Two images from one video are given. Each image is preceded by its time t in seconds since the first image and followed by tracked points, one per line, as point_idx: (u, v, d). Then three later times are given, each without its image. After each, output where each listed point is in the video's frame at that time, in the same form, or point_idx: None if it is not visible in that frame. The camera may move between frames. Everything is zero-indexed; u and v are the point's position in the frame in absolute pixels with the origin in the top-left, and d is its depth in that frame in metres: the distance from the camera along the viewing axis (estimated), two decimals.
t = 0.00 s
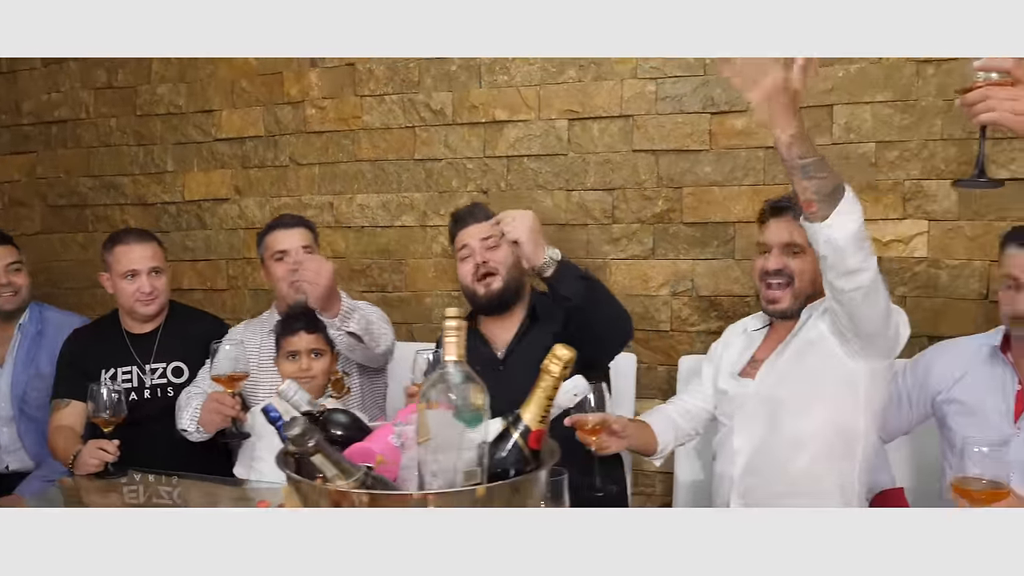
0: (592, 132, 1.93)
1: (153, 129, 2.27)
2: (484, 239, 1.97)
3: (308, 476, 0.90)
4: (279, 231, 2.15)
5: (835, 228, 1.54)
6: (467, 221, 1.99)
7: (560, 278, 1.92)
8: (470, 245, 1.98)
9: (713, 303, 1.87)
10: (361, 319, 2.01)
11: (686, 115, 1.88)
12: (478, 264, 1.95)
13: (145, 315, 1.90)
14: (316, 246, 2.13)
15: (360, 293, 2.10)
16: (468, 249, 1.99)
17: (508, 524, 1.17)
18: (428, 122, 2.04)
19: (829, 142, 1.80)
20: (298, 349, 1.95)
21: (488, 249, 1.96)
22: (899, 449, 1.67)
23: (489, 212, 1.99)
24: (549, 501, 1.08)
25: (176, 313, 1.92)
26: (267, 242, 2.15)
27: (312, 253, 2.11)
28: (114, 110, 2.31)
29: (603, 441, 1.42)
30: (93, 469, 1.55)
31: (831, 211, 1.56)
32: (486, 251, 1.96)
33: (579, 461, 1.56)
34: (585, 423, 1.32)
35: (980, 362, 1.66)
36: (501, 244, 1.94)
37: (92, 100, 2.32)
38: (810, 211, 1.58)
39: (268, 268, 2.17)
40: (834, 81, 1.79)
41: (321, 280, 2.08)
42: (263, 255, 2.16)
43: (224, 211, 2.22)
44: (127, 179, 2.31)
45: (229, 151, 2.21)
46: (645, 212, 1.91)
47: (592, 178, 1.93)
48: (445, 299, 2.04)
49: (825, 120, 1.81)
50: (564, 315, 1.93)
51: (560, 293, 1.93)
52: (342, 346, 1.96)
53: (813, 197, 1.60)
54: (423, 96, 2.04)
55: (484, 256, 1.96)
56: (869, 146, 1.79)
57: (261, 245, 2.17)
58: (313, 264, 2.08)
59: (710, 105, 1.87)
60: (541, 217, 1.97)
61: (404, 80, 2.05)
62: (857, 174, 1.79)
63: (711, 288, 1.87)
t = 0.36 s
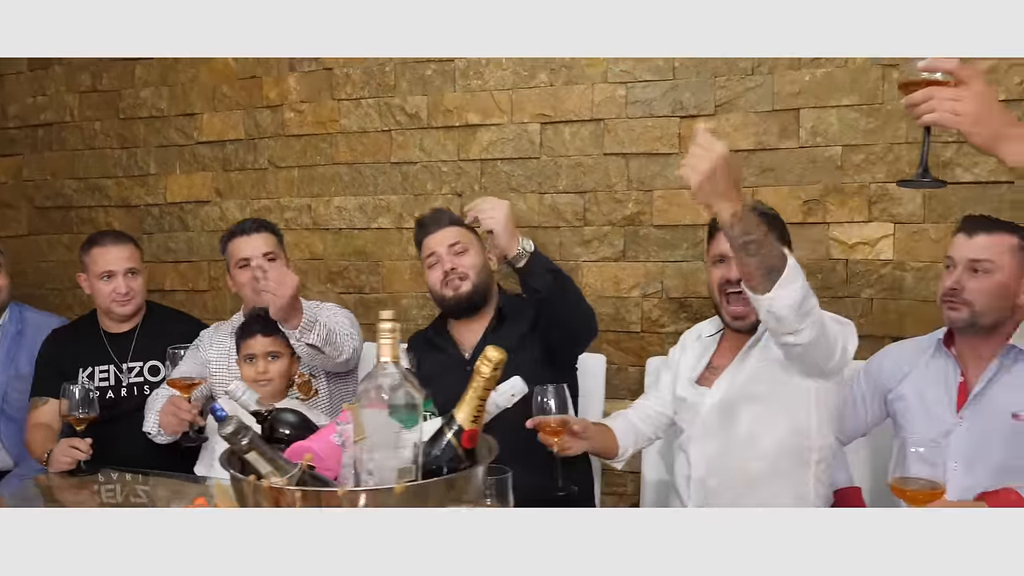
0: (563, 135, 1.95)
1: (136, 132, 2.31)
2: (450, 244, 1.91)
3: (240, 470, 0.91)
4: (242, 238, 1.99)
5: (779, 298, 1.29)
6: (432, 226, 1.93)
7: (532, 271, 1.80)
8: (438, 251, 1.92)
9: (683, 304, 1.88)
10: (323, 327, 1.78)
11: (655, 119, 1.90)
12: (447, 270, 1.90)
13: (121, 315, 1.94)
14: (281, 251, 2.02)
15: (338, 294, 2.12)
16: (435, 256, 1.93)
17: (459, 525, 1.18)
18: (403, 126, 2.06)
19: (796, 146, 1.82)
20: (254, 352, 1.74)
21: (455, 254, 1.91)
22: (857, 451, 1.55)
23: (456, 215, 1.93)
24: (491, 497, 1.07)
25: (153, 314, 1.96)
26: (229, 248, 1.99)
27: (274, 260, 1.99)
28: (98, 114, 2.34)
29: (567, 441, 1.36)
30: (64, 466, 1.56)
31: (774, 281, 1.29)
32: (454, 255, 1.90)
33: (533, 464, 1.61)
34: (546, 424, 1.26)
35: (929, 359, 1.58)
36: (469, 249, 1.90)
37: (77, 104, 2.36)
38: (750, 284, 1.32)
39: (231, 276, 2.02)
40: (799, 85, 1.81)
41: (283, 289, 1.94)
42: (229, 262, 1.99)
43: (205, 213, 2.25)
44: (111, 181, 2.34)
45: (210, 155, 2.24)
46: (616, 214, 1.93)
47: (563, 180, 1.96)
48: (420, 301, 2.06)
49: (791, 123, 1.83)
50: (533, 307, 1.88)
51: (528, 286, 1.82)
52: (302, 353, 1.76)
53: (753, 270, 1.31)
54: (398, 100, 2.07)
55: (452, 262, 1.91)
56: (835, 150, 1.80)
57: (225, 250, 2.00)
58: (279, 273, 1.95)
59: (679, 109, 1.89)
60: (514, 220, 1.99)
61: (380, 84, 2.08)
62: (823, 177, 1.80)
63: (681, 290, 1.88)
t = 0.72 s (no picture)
0: (550, 140, 1.99)
1: (135, 137, 2.36)
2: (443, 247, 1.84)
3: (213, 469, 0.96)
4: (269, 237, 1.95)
5: (757, 309, 1.26)
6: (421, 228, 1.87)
7: (553, 258, 1.70)
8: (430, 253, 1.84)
9: (667, 306, 1.91)
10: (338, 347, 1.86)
11: (640, 123, 1.93)
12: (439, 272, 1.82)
13: (117, 316, 1.97)
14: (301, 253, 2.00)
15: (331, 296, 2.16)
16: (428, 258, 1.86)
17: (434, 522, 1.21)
18: (394, 131, 2.10)
19: (777, 150, 1.85)
20: (249, 357, 1.66)
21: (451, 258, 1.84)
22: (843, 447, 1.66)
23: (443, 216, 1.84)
24: (460, 494, 1.09)
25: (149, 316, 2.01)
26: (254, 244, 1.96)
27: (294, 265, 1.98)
28: (98, 119, 2.39)
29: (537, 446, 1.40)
30: (60, 464, 1.60)
31: (750, 292, 1.26)
32: (447, 259, 1.84)
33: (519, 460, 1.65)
34: (517, 428, 1.30)
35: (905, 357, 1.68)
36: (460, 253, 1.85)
37: (77, 108, 2.41)
38: (726, 298, 1.28)
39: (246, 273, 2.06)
40: (780, 90, 1.84)
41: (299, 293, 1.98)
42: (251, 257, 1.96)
43: (202, 217, 2.29)
44: (111, 185, 2.39)
45: (207, 159, 2.29)
46: (601, 217, 1.96)
47: (550, 184, 1.99)
48: (410, 302, 2.10)
49: (773, 128, 1.85)
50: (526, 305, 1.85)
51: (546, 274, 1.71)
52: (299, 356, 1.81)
53: (729, 285, 1.26)
54: (390, 105, 2.11)
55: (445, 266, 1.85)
56: (816, 154, 1.82)
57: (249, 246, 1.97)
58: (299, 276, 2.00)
59: (663, 114, 1.91)
60: (503, 223, 2.03)
61: (371, 90, 2.12)
62: (804, 181, 1.83)
63: (665, 292, 1.91)
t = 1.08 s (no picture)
0: (551, 146, 2.02)
1: (149, 143, 2.42)
2: (462, 248, 1.86)
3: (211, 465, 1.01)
4: (311, 243, 2.01)
5: (751, 301, 1.23)
6: (442, 229, 1.88)
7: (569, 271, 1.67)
8: (447, 253, 1.87)
9: (666, 310, 1.94)
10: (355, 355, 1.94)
11: (640, 130, 1.96)
12: (455, 274, 1.85)
13: (129, 319, 2.02)
14: (339, 264, 2.05)
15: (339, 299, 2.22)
16: (447, 256, 1.87)
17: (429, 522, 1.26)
18: (400, 137, 2.15)
19: (774, 156, 1.87)
20: (269, 357, 1.80)
21: (466, 260, 1.86)
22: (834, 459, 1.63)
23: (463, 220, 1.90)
24: (450, 493, 1.13)
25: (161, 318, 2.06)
26: (296, 246, 2.02)
27: (332, 274, 2.02)
28: (113, 125, 2.45)
29: (529, 445, 1.44)
30: (73, 461, 1.65)
31: (747, 283, 1.22)
32: (464, 260, 1.85)
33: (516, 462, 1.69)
34: (509, 429, 1.33)
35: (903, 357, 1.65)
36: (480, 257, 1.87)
37: (94, 115, 2.47)
38: (720, 287, 1.24)
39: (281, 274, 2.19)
40: (777, 97, 1.85)
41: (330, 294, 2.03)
42: (291, 259, 2.02)
43: (213, 221, 2.35)
44: (126, 190, 2.45)
45: (219, 165, 2.34)
46: (600, 223, 1.99)
47: (552, 190, 2.03)
48: (415, 306, 2.15)
49: (770, 134, 1.87)
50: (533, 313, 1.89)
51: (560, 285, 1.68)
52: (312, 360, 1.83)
53: (723, 273, 1.22)
54: (395, 112, 2.15)
55: (462, 267, 1.85)
56: (812, 160, 1.84)
57: (292, 248, 2.03)
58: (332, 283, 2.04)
59: (663, 121, 1.94)
60: (505, 228, 2.06)
61: (378, 97, 2.16)
62: (800, 187, 1.85)
63: (663, 296, 1.94)
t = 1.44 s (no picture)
0: (560, 151, 2.05)
1: (169, 148, 2.47)
2: (474, 251, 1.89)
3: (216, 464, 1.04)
4: (344, 251, 2.04)
5: (745, 317, 1.23)
6: (458, 231, 1.91)
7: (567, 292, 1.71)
8: (460, 255, 1.89)
9: (674, 313, 1.96)
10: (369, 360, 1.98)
11: (647, 135, 1.98)
12: (465, 276, 1.87)
13: (152, 319, 2.07)
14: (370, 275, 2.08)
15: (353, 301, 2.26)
16: (459, 259, 1.90)
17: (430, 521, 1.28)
18: (412, 142, 2.19)
19: (779, 161, 1.88)
20: (303, 360, 1.76)
21: (478, 263, 1.89)
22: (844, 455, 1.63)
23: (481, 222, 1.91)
24: (450, 492, 1.15)
25: (178, 320, 2.11)
26: (329, 253, 2.05)
27: (362, 284, 2.05)
28: (135, 130, 2.51)
29: (531, 446, 1.46)
30: (92, 458, 1.70)
31: (740, 300, 1.22)
32: (475, 263, 1.88)
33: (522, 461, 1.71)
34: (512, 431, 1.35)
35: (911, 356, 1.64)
36: (491, 261, 1.89)
37: (116, 121, 2.53)
38: (714, 302, 1.23)
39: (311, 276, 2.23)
40: (782, 102, 1.87)
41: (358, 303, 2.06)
42: (323, 265, 2.05)
43: (231, 225, 2.40)
44: (147, 194, 2.50)
45: (236, 169, 2.39)
46: (607, 227, 2.01)
47: (560, 194, 2.06)
48: (427, 307, 2.19)
49: (776, 139, 1.88)
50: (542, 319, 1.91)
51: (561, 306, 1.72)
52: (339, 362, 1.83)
53: (717, 289, 1.22)
54: (407, 117, 2.19)
55: (473, 270, 1.88)
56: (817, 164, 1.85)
57: (324, 254, 2.06)
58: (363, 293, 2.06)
59: (670, 126, 1.97)
60: (515, 231, 2.10)
61: (391, 103, 2.20)
62: (805, 192, 1.86)
63: (670, 299, 1.96)
